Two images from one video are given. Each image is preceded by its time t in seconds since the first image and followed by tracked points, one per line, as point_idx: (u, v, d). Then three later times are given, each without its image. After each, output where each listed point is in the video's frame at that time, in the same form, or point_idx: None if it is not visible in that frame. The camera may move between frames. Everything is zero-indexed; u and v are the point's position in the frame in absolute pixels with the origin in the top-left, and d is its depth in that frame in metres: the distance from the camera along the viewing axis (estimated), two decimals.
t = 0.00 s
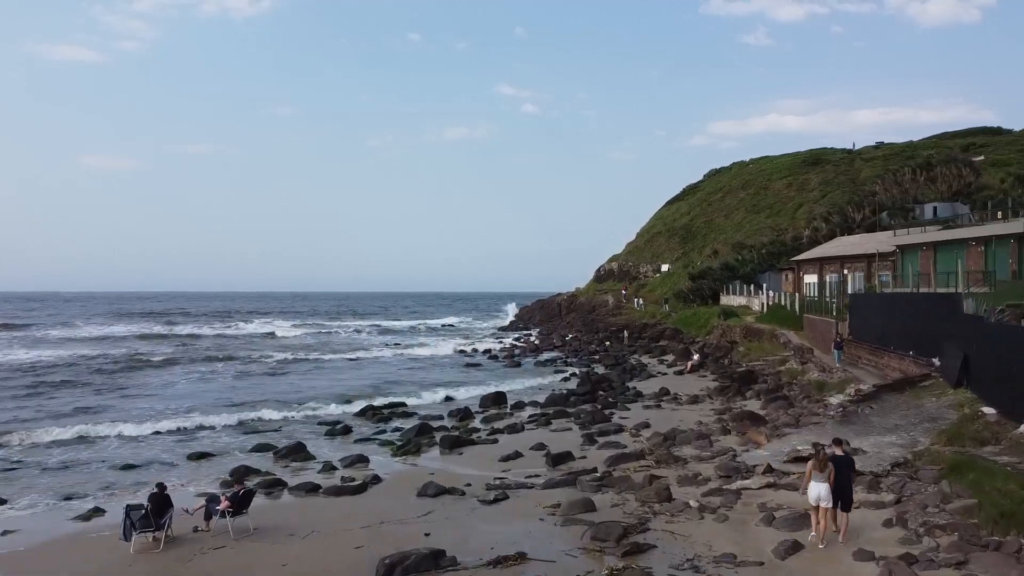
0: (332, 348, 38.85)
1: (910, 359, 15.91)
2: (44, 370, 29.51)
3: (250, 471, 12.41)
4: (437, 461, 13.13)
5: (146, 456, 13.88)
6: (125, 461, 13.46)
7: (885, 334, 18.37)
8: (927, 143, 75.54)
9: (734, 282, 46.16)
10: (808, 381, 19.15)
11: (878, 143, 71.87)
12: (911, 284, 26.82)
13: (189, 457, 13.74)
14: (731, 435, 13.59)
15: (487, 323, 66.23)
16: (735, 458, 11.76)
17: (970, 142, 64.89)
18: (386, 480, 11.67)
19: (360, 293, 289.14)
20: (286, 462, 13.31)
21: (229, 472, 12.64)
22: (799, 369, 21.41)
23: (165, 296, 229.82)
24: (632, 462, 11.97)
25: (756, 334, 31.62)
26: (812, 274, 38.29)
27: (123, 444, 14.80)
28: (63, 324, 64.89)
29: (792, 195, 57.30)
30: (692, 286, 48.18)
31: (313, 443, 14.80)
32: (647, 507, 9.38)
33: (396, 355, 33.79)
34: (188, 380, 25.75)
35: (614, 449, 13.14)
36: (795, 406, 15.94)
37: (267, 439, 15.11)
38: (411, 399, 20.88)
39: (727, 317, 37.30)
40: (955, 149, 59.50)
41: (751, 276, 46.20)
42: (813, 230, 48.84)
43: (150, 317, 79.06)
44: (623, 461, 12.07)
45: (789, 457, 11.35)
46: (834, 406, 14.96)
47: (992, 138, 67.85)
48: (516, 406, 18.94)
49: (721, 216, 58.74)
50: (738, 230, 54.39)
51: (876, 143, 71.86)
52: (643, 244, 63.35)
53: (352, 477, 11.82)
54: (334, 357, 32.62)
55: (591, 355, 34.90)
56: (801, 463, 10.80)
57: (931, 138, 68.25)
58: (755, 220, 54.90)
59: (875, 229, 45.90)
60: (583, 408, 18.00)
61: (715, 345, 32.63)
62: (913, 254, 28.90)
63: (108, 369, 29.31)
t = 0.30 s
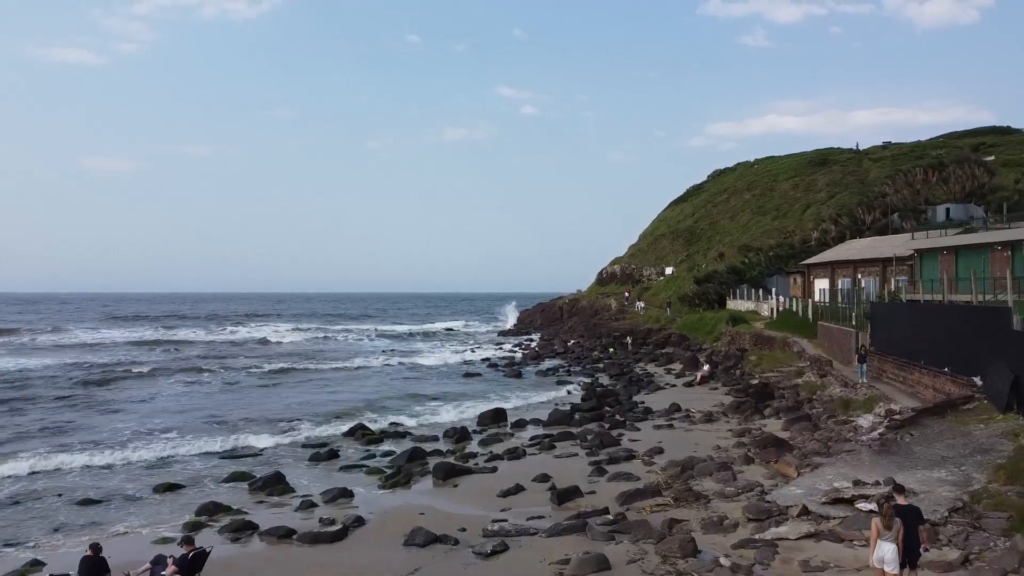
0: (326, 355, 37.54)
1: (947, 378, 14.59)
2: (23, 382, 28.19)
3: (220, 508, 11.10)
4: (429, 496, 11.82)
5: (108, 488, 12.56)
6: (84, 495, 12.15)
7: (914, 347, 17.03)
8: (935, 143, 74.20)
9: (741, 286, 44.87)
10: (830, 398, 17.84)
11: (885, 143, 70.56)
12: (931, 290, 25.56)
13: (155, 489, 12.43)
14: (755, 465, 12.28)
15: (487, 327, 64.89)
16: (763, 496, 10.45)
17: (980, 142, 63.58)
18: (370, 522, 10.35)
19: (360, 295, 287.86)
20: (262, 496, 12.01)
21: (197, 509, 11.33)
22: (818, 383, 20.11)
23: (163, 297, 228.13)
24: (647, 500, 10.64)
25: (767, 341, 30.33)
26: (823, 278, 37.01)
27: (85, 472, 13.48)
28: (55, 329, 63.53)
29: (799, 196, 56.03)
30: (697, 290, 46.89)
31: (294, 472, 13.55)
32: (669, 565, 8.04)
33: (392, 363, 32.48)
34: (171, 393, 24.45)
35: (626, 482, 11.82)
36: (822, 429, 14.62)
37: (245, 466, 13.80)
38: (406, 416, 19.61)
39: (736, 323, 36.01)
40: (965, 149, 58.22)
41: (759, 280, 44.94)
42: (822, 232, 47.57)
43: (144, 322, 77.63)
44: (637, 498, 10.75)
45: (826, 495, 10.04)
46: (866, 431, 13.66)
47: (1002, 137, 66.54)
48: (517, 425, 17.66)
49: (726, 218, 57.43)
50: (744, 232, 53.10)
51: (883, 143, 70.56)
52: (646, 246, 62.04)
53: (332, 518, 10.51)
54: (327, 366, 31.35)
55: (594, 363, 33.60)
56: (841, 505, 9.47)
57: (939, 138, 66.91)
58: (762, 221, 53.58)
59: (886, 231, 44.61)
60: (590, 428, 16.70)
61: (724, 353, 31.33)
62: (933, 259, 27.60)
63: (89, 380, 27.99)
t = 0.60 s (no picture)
0: (320, 362, 36.32)
1: (988, 396, 13.33)
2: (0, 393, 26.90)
3: (180, 553, 9.83)
4: (419, 536, 10.54)
5: (63, 526, 11.29)
6: (34, 534, 10.89)
7: (945, 360, 15.79)
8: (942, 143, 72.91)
9: (748, 289, 43.64)
10: (855, 417, 16.57)
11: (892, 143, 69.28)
12: (953, 296, 24.34)
13: (115, 526, 11.17)
14: (783, 501, 10.97)
15: (486, 330, 63.65)
16: (797, 542, 9.16)
17: (990, 141, 62.28)
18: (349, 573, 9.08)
19: (360, 295, 286.27)
20: (231, 535, 10.74)
21: (155, 552, 10.06)
22: (839, 398, 18.83)
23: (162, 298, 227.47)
24: (665, 546, 9.35)
25: (779, 349, 29.10)
26: (834, 282, 35.76)
27: (41, 505, 12.22)
28: (47, 333, 62.21)
29: (806, 197, 54.80)
30: (702, 293, 45.66)
31: (271, 504, 12.30)
32: None
33: (387, 371, 31.24)
34: (152, 406, 23.18)
35: (640, 520, 10.53)
36: (852, 454, 13.35)
37: (218, 498, 12.53)
38: (399, 434, 18.36)
39: (744, 329, 34.80)
40: (976, 149, 56.94)
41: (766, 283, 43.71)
42: (831, 234, 46.36)
43: (138, 325, 76.33)
44: (654, 543, 9.46)
45: (871, 541, 8.74)
46: (902, 459, 12.39)
47: (1011, 136, 65.26)
48: (518, 446, 16.41)
49: (731, 219, 56.19)
50: (750, 233, 51.88)
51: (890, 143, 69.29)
52: (649, 247, 60.81)
53: (306, 567, 9.24)
54: (319, 375, 30.10)
55: (598, 371, 32.37)
56: (891, 557, 8.18)
57: (947, 137, 65.58)
58: (768, 223, 52.35)
59: (897, 233, 43.34)
60: (597, 450, 15.45)
61: (733, 361, 30.09)
62: (953, 264, 26.37)
63: (70, 391, 26.70)
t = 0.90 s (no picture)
0: (313, 368, 35.20)
1: None
2: None
3: None
4: None
5: (15, 565, 10.17)
6: None
7: (974, 373, 14.74)
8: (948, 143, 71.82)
9: (754, 292, 42.58)
10: (878, 434, 15.51)
11: (898, 143, 68.23)
12: (973, 302, 23.30)
13: (72, 564, 10.07)
14: (813, 537, 9.88)
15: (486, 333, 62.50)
16: None
17: (999, 141, 61.19)
18: None
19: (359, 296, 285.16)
20: None
21: None
22: (859, 412, 17.73)
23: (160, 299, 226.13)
24: None
25: (789, 356, 28.05)
26: (844, 285, 34.67)
27: None
28: (37, 336, 60.88)
29: (812, 197, 53.72)
30: (707, 296, 44.56)
31: (247, 537, 11.21)
32: None
33: (383, 379, 30.13)
34: (134, 417, 22.05)
35: (654, 560, 9.44)
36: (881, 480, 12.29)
37: (190, 530, 11.43)
38: (392, 451, 17.26)
39: (751, 334, 33.73)
40: (984, 148, 55.89)
41: (773, 286, 42.60)
42: (838, 235, 45.31)
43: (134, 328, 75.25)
44: None
45: None
46: (939, 487, 11.29)
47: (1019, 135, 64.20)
48: (519, 465, 15.33)
49: (735, 220, 55.10)
50: (755, 235, 50.79)
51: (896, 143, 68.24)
52: (651, 248, 59.68)
53: None
54: (312, 382, 28.99)
55: (601, 378, 31.29)
56: None
57: (955, 137, 64.42)
58: (773, 224, 51.26)
59: (908, 234, 42.23)
60: (603, 472, 14.37)
61: (742, 368, 29.02)
62: (971, 268, 25.34)
63: (50, 401, 25.53)
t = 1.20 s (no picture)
0: (306, 375, 34.04)
1: None
2: None
3: None
4: None
5: None
6: None
7: (1014, 392, 13.68)
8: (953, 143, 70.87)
9: (761, 296, 41.46)
10: (907, 456, 14.40)
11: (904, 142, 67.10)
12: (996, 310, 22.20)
13: None
14: None
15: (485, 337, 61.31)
16: None
17: (1007, 140, 60.11)
18: None
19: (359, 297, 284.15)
20: None
21: None
22: (883, 429, 16.56)
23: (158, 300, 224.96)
24: None
25: (801, 364, 26.93)
26: (855, 290, 33.56)
27: None
28: (28, 340, 59.60)
29: (818, 198, 52.60)
30: (712, 299, 43.41)
31: None
32: None
33: (378, 388, 28.98)
34: (113, 431, 20.91)
35: None
36: (917, 513, 11.16)
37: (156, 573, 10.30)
38: (383, 472, 16.11)
39: (759, 340, 32.62)
40: (994, 147, 54.80)
41: (780, 289, 41.78)
42: (846, 237, 44.21)
43: (128, 331, 74.16)
44: None
45: None
46: (987, 524, 10.13)
47: None
48: (519, 490, 14.21)
49: (740, 222, 53.98)
50: (761, 236, 49.68)
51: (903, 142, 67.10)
52: (654, 250, 58.54)
53: None
54: (304, 392, 27.84)
55: (604, 387, 30.16)
56: None
57: (962, 135, 63.32)
58: (779, 225, 50.14)
59: (917, 238, 41.60)
60: (611, 499, 13.23)
61: (751, 377, 27.91)
62: (992, 273, 24.22)
63: (28, 413, 24.36)
